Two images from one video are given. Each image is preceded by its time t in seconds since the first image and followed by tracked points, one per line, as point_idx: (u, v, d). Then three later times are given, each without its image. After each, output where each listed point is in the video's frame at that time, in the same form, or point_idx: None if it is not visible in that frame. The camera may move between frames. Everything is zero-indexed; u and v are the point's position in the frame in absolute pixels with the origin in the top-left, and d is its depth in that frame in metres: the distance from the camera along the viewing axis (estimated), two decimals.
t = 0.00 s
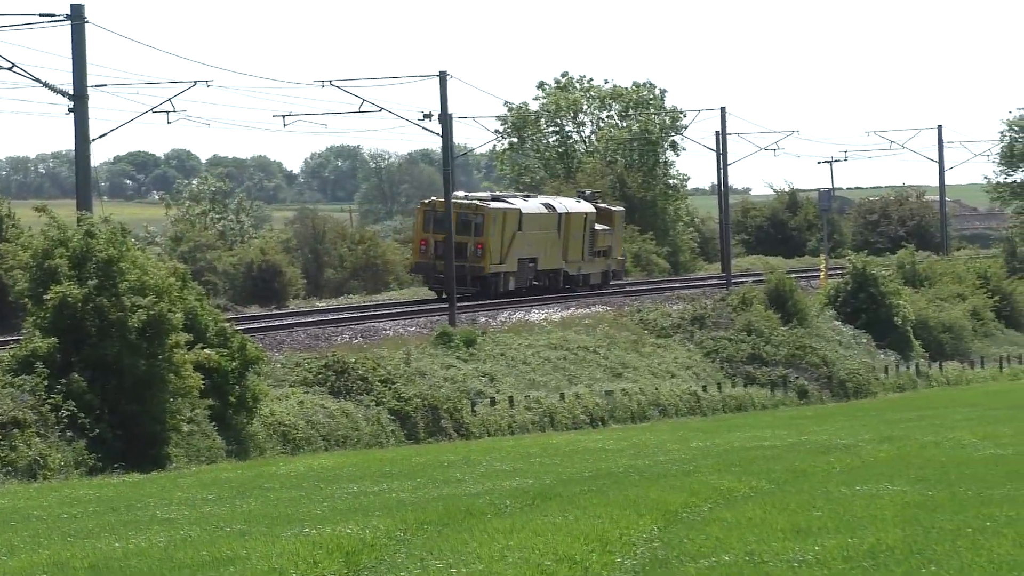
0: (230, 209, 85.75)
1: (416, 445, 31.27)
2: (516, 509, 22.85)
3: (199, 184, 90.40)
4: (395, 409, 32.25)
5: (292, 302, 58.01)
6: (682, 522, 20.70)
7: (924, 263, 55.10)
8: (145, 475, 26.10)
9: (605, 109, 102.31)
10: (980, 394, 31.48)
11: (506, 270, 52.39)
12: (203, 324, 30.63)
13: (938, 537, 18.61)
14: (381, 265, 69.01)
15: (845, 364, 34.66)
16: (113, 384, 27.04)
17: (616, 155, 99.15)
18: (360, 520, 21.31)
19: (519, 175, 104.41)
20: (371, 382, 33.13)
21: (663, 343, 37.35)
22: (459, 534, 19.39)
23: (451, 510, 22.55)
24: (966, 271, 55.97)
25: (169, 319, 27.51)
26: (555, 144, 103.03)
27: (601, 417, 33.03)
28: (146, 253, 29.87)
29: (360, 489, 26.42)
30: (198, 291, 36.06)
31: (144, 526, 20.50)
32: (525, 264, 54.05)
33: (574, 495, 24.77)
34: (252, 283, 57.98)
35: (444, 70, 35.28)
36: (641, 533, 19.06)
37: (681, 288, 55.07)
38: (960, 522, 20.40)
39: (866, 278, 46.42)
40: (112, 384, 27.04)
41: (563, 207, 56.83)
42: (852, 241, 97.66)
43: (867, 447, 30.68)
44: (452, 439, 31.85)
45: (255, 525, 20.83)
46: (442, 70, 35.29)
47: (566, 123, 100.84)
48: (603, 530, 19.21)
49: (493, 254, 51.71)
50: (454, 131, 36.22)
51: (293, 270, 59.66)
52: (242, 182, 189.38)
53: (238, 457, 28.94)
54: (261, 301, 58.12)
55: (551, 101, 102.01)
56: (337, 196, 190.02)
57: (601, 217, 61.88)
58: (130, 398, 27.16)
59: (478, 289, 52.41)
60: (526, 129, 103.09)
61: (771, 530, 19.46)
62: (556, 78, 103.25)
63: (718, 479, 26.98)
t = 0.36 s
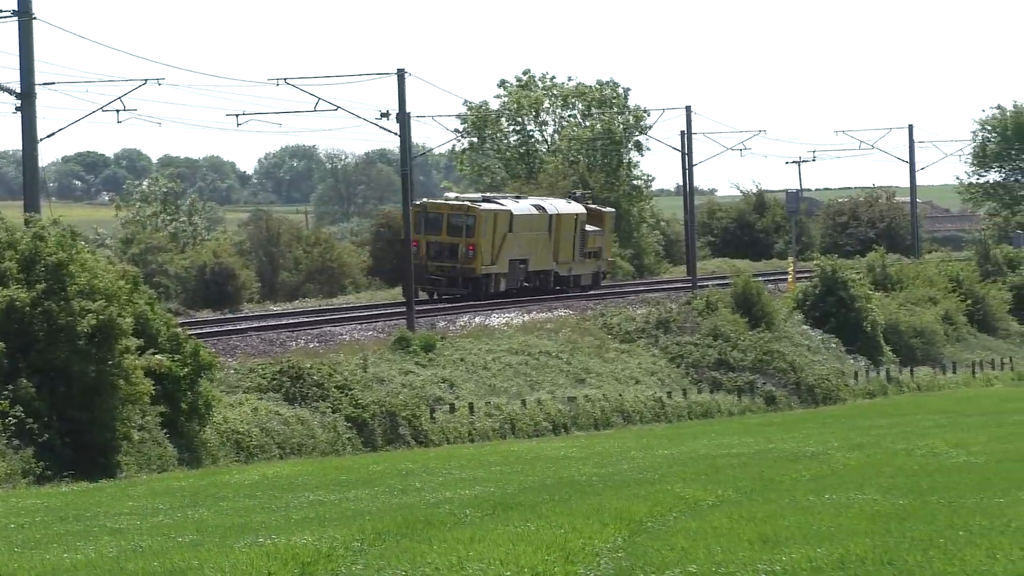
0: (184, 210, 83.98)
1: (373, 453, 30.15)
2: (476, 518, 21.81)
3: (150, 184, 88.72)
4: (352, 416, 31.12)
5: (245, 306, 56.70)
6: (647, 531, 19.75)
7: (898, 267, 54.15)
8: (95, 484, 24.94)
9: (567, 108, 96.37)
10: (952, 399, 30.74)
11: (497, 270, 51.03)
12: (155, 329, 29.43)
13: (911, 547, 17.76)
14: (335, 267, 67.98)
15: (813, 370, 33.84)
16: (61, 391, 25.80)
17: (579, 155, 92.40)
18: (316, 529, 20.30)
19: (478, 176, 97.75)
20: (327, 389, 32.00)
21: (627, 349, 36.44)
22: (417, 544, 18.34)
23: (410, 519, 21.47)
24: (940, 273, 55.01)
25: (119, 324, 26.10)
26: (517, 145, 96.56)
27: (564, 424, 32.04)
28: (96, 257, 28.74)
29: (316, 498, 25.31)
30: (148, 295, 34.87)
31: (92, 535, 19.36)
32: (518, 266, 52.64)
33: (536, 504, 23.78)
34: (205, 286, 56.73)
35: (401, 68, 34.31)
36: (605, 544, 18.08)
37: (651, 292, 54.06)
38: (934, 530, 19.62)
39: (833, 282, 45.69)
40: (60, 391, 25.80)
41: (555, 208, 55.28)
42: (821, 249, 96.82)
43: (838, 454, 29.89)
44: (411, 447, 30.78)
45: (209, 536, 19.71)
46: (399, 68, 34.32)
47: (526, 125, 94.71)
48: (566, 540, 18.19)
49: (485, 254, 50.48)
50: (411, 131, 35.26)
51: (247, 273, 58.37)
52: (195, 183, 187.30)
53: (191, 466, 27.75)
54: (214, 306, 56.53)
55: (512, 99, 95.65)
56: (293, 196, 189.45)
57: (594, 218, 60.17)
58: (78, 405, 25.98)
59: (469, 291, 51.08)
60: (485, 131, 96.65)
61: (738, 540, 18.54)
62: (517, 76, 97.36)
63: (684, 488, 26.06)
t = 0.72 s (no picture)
0: (133, 212, 81.83)
1: (328, 463, 28.80)
2: (436, 530, 20.48)
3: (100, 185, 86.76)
4: (307, 424, 29.77)
5: (197, 310, 55.13)
6: (613, 544, 18.52)
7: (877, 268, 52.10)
8: (41, 495, 23.63)
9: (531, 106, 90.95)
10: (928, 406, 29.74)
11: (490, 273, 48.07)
12: (102, 334, 27.84)
13: (890, 561, 16.61)
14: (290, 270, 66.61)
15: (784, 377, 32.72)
16: (5, 399, 24.22)
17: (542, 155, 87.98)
18: (272, 541, 18.98)
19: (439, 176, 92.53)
20: (281, 396, 30.63)
21: (592, 354, 35.24)
22: (374, 557, 17.03)
23: (369, 531, 20.12)
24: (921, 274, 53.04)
25: (66, 329, 24.66)
26: (481, 143, 90.54)
27: (528, 433, 30.80)
28: (40, 257, 27.08)
29: (270, 509, 23.92)
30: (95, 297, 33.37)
31: (38, 548, 18.05)
32: (511, 268, 49.63)
33: (498, 516, 22.50)
34: (154, 290, 55.53)
35: (358, 63, 33.07)
36: (570, 557, 16.82)
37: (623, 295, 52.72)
38: (913, 542, 18.51)
39: (808, 285, 43.86)
40: (4, 399, 24.22)
41: (549, 208, 52.08)
42: (827, 251, 84.83)
43: (812, 464, 28.82)
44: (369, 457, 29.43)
45: (162, 546, 18.38)
46: (356, 63, 33.08)
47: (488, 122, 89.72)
48: (530, 554, 16.90)
49: (477, 256, 47.55)
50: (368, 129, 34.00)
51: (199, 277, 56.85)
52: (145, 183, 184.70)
53: (140, 476, 26.44)
54: (164, 310, 55.51)
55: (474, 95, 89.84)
56: (246, 196, 187.69)
57: (588, 219, 56.65)
58: (22, 413, 24.35)
59: (459, 294, 48.16)
60: (446, 127, 90.69)
61: (708, 554, 17.33)
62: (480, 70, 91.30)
63: (651, 499, 24.85)
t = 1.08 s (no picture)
0: (67, 211, 78.73)
1: (279, 480, 26.50)
2: (397, 553, 18.22)
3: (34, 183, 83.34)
4: (255, 439, 27.46)
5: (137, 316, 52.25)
6: (583, 566, 16.38)
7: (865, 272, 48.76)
8: None
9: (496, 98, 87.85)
10: (922, 415, 27.76)
11: (483, 274, 45.88)
12: (36, 342, 25.10)
13: None
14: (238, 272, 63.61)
15: (766, 387, 30.66)
16: None
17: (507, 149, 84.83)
18: (217, 565, 16.73)
19: (398, 172, 88.88)
20: (227, 409, 28.30)
21: (561, 364, 33.12)
22: None
23: (321, 554, 17.81)
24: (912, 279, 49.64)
25: None
26: (443, 137, 87.62)
27: (492, 448, 28.67)
28: None
29: (215, 530, 21.50)
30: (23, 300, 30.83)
31: None
32: (506, 269, 47.47)
33: (459, 536, 20.22)
34: (92, 297, 52.39)
35: (310, 53, 30.86)
36: None
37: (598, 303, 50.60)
38: (915, 562, 16.37)
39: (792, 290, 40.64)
40: None
41: (544, 207, 49.90)
42: (812, 253, 80.13)
43: (799, 479, 26.85)
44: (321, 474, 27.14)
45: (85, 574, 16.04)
46: (308, 53, 30.86)
47: (451, 116, 86.44)
48: None
49: (471, 256, 45.42)
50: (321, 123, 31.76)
51: (139, 282, 53.93)
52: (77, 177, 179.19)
53: (75, 496, 24.04)
54: (102, 316, 52.26)
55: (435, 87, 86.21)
56: (188, 194, 183.95)
57: (586, 219, 54.47)
58: None
59: (451, 296, 45.96)
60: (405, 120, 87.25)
61: None
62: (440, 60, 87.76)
63: (624, 518, 22.67)
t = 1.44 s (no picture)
0: None
1: (211, 510, 22.51)
2: None
3: None
4: (183, 462, 23.48)
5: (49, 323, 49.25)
6: None
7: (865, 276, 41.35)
8: None
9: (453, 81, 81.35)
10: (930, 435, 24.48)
11: (475, 276, 42.25)
12: None
13: None
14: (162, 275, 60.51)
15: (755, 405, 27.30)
16: None
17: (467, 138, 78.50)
18: None
19: (346, 163, 82.09)
20: (152, 429, 24.39)
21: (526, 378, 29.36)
22: None
23: None
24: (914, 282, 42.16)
25: None
26: (395, 125, 80.94)
27: (449, 472, 24.96)
28: None
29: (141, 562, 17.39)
30: None
31: None
32: (500, 270, 43.73)
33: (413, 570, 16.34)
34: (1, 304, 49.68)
35: (248, 30, 27.65)
36: None
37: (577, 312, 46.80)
38: None
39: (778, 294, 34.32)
40: None
41: (539, 203, 45.92)
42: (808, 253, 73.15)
43: (795, 506, 23.33)
44: (258, 502, 23.20)
45: None
46: (245, 30, 27.65)
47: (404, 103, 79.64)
48: None
49: (462, 256, 41.77)
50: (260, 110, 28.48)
51: (53, 287, 51.27)
52: None
53: None
54: (12, 326, 49.68)
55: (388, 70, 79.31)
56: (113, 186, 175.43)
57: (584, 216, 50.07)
58: None
59: (439, 299, 42.29)
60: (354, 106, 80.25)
61: None
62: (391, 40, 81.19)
63: (595, 548, 18.89)
